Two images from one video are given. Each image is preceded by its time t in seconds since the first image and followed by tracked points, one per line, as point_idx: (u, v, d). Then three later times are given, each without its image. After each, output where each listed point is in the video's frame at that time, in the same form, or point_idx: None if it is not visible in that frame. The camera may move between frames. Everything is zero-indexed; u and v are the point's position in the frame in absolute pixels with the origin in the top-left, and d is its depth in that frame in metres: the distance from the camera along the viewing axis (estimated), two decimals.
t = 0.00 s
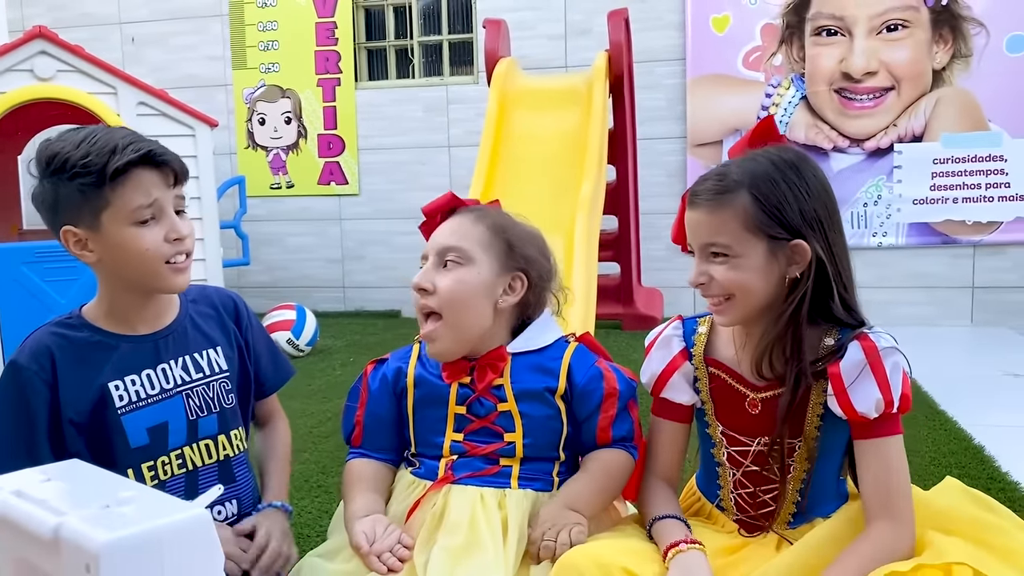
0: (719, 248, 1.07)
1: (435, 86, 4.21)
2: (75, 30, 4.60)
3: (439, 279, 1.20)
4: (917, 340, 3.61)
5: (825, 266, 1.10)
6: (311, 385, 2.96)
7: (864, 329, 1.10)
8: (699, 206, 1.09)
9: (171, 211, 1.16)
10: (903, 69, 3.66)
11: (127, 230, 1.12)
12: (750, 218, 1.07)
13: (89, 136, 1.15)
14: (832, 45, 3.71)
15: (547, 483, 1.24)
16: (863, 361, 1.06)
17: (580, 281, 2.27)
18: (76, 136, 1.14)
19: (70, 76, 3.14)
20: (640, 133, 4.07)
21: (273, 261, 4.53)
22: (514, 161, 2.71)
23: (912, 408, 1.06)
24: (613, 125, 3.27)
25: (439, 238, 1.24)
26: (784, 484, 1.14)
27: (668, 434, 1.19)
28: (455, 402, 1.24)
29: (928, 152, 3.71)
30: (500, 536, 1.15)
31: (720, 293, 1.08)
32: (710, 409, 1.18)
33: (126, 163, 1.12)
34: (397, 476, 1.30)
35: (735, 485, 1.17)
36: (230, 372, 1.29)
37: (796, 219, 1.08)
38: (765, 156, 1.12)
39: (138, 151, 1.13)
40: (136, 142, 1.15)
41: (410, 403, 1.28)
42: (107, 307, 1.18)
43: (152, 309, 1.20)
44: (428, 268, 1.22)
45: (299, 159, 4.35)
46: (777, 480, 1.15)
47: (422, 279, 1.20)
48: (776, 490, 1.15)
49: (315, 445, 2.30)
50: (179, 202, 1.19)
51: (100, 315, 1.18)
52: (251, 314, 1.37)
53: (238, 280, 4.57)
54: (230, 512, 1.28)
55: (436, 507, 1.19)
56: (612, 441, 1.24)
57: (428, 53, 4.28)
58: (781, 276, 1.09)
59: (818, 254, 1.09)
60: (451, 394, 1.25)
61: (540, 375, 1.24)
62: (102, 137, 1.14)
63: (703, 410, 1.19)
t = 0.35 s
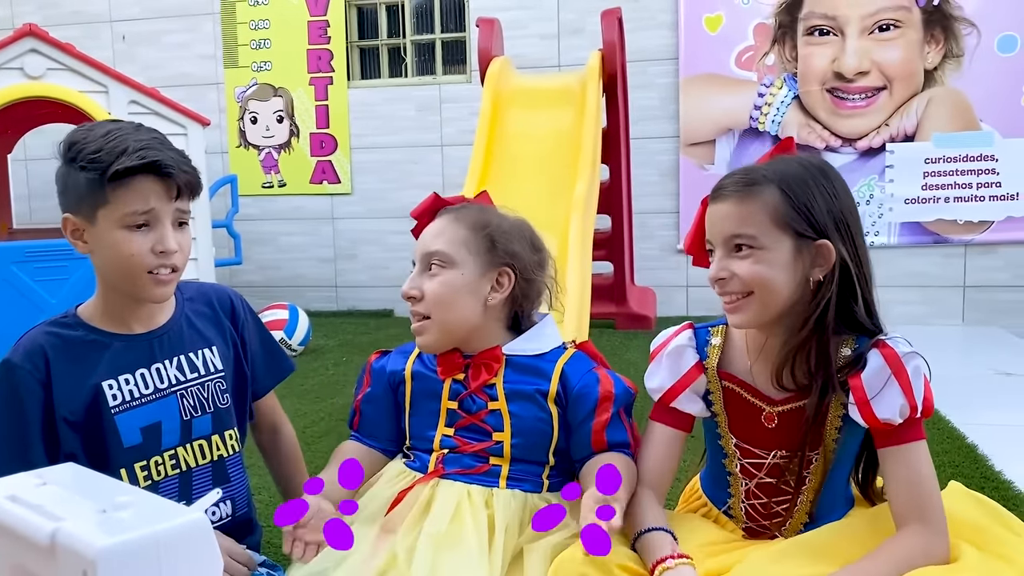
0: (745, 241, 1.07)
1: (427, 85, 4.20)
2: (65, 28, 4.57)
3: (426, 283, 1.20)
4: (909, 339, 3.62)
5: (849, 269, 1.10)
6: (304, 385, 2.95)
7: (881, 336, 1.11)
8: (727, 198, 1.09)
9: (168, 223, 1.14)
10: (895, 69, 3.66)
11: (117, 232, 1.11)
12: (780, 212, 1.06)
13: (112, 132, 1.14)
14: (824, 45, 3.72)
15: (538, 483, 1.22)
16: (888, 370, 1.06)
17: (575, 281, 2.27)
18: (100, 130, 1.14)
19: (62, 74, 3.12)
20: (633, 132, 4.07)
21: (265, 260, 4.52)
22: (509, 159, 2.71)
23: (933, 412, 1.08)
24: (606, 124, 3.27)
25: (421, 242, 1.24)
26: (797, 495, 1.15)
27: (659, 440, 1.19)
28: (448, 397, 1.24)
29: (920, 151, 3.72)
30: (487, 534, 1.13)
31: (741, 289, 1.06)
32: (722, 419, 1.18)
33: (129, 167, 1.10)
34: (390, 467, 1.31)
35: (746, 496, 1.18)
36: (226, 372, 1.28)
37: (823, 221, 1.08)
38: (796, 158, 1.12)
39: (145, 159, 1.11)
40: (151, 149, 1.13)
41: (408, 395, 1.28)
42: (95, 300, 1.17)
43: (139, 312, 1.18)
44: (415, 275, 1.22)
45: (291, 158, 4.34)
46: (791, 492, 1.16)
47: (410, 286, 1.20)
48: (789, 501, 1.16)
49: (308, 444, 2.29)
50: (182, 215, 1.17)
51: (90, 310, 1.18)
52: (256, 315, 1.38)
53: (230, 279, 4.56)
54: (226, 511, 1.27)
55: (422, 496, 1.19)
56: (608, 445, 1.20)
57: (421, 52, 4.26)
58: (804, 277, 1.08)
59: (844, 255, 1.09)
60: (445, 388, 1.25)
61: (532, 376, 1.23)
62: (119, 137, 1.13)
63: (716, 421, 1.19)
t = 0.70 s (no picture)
0: (717, 234, 1.04)
1: (420, 82, 4.17)
2: (54, 25, 4.52)
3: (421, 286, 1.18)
4: (904, 338, 3.62)
5: (825, 273, 1.07)
6: (297, 385, 2.92)
7: (860, 337, 1.08)
8: (701, 192, 1.07)
9: (197, 223, 1.16)
10: (890, 67, 3.66)
11: (150, 231, 1.11)
12: (752, 208, 1.04)
13: (139, 132, 1.14)
14: (819, 43, 3.71)
15: (536, 487, 1.19)
16: (866, 377, 1.03)
17: (570, 280, 2.25)
18: (125, 129, 1.14)
19: (50, 70, 3.09)
20: (627, 130, 4.05)
21: (257, 259, 4.49)
22: (504, 157, 2.68)
23: (918, 415, 1.04)
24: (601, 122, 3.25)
25: (417, 246, 1.22)
26: (786, 509, 1.13)
27: (644, 454, 1.16)
28: (445, 401, 1.23)
29: (915, 150, 3.71)
30: (481, 536, 1.11)
31: (706, 287, 1.03)
32: (701, 434, 1.15)
33: (171, 168, 1.11)
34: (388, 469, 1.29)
35: (732, 510, 1.16)
36: (222, 373, 1.26)
37: (797, 222, 1.06)
38: (778, 162, 1.10)
39: (186, 161, 1.13)
40: (184, 150, 1.15)
41: (404, 399, 1.26)
42: (105, 300, 1.14)
43: (150, 310, 1.18)
44: (410, 277, 1.19)
45: (284, 155, 4.30)
46: (780, 506, 1.13)
47: (403, 288, 1.18)
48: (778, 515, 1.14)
49: (301, 446, 2.27)
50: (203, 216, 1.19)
51: (96, 312, 1.15)
52: (255, 317, 1.35)
53: (222, 278, 4.52)
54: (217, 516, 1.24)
55: (418, 497, 1.17)
56: (606, 452, 1.18)
57: (414, 49, 4.25)
58: (774, 280, 1.05)
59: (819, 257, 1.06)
60: (441, 393, 1.23)
61: (530, 380, 1.21)
62: (151, 137, 1.14)
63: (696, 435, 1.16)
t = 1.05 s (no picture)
0: (699, 257, 1.00)
1: (412, 79, 4.13)
2: (41, 20, 4.46)
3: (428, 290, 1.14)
4: (899, 336, 3.60)
5: (820, 297, 1.01)
6: (289, 386, 2.89)
7: (862, 341, 1.03)
8: (691, 207, 1.02)
9: (199, 223, 1.12)
10: (885, 64, 3.64)
11: (152, 232, 1.07)
12: (738, 234, 0.99)
13: (140, 130, 1.11)
14: (815, 40, 3.69)
15: (538, 494, 1.17)
16: (865, 379, 0.99)
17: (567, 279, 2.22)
18: (124, 127, 1.10)
19: (37, 66, 3.03)
20: (622, 127, 4.02)
21: (248, 257, 4.45)
22: (498, 154, 2.65)
23: (921, 421, 1.00)
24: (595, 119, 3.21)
25: (420, 245, 1.18)
26: (778, 510, 1.09)
27: (655, 455, 1.12)
28: (443, 407, 1.19)
29: (910, 147, 3.70)
30: (487, 545, 1.07)
31: (685, 306, 1.01)
32: (699, 428, 1.11)
33: (174, 167, 1.08)
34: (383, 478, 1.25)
35: (728, 508, 1.12)
36: (219, 377, 1.22)
37: (789, 247, 0.99)
38: (778, 171, 1.01)
39: (189, 160, 1.10)
40: (187, 148, 1.12)
41: (400, 405, 1.23)
42: (104, 301, 1.11)
43: (151, 312, 1.15)
44: (415, 278, 1.16)
45: (274, 152, 4.25)
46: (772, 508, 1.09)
47: (409, 291, 1.14)
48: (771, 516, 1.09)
49: (294, 448, 2.23)
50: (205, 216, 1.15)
51: (95, 314, 1.11)
52: (254, 322, 1.32)
53: (212, 276, 4.48)
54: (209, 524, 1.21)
55: (419, 506, 1.14)
56: (612, 457, 1.15)
57: (406, 44, 4.20)
58: (759, 302, 1.01)
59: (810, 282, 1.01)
60: (439, 399, 1.19)
61: (532, 386, 1.17)
62: (153, 134, 1.10)
63: (693, 431, 1.13)
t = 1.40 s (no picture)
0: (736, 284, 0.95)
1: (406, 75, 4.10)
2: (29, 14, 4.40)
3: (486, 295, 1.11)
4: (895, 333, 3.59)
5: (854, 284, 1.00)
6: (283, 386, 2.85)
7: (887, 340, 1.02)
8: (709, 235, 0.95)
9: (192, 224, 1.09)
10: (882, 61, 3.62)
11: (141, 233, 1.04)
12: (774, 250, 0.94)
13: (130, 127, 1.07)
14: (811, 36, 3.67)
15: (543, 497, 1.14)
16: (894, 381, 0.97)
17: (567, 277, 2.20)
18: (114, 124, 1.07)
19: (24, 61, 2.99)
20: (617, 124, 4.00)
21: (240, 254, 4.41)
22: (496, 151, 2.62)
23: (941, 427, 0.98)
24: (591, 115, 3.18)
25: (449, 247, 1.13)
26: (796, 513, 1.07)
27: (673, 464, 1.09)
28: (446, 412, 1.16)
29: (907, 144, 3.68)
30: (493, 555, 1.05)
31: (732, 331, 0.97)
32: (717, 430, 1.09)
33: (161, 165, 1.04)
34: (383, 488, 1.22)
35: (744, 513, 1.11)
36: (218, 382, 1.19)
37: (820, 244, 0.96)
38: (777, 169, 0.97)
39: (177, 158, 1.06)
40: (177, 146, 1.08)
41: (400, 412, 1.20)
42: (94, 303, 1.07)
43: (148, 314, 1.11)
44: (467, 284, 1.11)
45: (266, 149, 4.21)
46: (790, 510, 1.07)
47: (466, 297, 1.10)
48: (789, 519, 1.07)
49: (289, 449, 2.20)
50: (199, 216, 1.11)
51: (91, 317, 1.08)
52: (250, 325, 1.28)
53: (203, 274, 4.44)
54: (207, 531, 1.18)
55: (422, 519, 1.11)
56: (621, 456, 1.12)
57: (399, 40, 4.18)
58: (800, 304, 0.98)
59: (843, 275, 0.98)
60: (442, 403, 1.17)
61: (538, 388, 1.15)
62: (142, 132, 1.07)
63: (710, 432, 1.11)
